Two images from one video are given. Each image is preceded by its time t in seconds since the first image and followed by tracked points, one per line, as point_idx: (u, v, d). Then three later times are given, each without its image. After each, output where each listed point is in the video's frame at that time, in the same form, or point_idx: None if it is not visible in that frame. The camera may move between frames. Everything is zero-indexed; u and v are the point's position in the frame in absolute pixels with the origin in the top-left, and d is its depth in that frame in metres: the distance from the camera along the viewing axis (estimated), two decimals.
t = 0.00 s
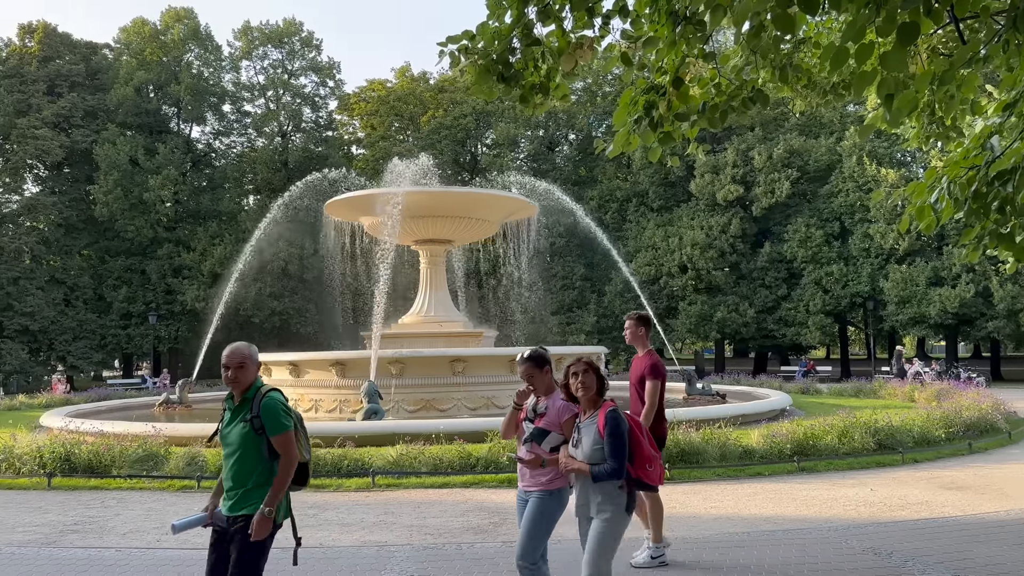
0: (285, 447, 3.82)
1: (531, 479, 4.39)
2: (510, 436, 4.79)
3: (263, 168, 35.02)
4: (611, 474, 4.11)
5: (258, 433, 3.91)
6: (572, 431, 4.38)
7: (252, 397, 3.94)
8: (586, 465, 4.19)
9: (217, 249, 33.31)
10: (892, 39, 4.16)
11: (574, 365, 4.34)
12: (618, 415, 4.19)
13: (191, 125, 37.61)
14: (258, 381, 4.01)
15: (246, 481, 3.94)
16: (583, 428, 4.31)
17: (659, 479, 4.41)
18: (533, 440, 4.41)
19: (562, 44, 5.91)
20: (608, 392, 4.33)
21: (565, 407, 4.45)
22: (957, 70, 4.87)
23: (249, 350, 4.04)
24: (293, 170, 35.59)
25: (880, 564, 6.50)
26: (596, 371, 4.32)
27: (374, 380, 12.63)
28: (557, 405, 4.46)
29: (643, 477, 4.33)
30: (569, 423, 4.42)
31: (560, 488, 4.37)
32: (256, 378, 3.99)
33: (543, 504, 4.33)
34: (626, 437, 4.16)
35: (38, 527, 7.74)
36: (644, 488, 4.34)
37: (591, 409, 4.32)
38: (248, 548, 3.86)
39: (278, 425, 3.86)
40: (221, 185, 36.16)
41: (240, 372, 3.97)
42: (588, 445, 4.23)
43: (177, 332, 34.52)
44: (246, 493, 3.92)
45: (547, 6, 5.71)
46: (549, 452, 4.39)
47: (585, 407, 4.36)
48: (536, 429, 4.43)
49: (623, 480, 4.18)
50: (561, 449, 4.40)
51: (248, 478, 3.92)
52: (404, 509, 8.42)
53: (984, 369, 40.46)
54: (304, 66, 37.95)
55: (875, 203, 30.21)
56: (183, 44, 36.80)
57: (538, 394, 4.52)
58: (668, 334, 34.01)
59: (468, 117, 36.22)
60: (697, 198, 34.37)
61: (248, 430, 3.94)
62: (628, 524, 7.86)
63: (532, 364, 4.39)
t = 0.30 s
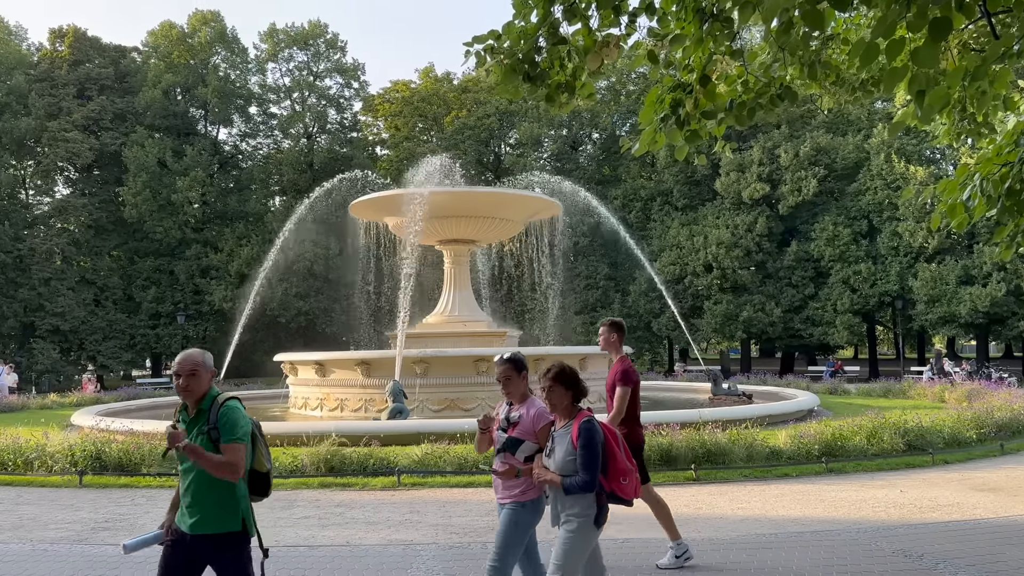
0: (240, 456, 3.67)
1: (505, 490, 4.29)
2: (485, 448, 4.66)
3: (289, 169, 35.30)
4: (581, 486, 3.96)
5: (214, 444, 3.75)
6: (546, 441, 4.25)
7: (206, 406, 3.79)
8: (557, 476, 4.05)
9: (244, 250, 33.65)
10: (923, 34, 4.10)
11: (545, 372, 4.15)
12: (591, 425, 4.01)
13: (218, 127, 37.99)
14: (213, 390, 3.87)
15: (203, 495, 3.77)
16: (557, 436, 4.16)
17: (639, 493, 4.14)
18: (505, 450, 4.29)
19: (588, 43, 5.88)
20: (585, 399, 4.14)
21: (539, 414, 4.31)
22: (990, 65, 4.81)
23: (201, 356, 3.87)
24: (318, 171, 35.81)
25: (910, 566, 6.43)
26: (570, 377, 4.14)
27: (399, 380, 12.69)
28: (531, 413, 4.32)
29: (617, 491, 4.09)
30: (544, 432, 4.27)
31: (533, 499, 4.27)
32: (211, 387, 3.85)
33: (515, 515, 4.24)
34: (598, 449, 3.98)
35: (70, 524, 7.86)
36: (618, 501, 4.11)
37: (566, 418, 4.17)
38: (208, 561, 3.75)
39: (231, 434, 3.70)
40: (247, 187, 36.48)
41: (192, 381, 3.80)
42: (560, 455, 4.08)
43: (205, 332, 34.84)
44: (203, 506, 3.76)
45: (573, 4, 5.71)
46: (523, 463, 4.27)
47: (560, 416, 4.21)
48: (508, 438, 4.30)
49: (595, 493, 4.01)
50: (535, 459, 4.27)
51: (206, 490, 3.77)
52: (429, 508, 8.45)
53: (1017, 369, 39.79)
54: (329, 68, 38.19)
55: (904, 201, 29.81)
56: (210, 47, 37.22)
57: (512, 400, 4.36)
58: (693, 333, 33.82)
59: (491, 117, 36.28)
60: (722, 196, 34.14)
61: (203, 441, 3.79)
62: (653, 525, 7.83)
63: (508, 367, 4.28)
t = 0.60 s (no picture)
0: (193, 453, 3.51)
1: (482, 489, 4.24)
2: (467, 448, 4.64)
3: (312, 170, 35.51)
4: (553, 484, 3.83)
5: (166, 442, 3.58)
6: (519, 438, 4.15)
7: (161, 400, 3.61)
8: (529, 474, 3.94)
9: (268, 250, 33.91)
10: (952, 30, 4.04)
11: (518, 368, 4.08)
12: (565, 421, 3.93)
13: (242, 129, 38.29)
14: (167, 385, 3.68)
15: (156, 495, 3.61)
16: (530, 433, 4.07)
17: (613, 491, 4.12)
18: (480, 448, 4.25)
19: (612, 42, 5.86)
20: (559, 397, 4.05)
21: (514, 411, 4.26)
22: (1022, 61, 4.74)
23: (157, 348, 3.69)
24: (341, 172, 36.00)
25: (939, 569, 6.35)
26: (545, 374, 4.06)
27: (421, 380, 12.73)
28: (505, 409, 4.28)
29: (593, 488, 4.07)
30: (517, 429, 4.23)
31: (511, 498, 4.25)
32: (165, 380, 3.67)
33: (492, 513, 4.21)
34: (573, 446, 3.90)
35: (99, 522, 7.95)
36: (594, 499, 4.09)
37: (539, 415, 4.07)
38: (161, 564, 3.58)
39: (188, 429, 3.55)
40: (271, 188, 36.71)
41: (146, 374, 3.63)
42: (534, 452, 3.98)
43: (230, 332, 35.13)
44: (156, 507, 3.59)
45: (597, 2, 5.69)
46: (498, 459, 4.23)
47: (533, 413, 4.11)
48: (483, 436, 4.27)
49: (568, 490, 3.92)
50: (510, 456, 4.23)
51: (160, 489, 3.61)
52: (452, 507, 8.47)
53: None
54: (351, 69, 38.38)
55: (930, 199, 29.44)
56: (234, 49, 37.55)
57: (487, 398, 4.34)
58: (716, 333, 33.67)
59: (513, 117, 36.30)
60: (745, 195, 33.93)
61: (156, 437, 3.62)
62: (677, 526, 7.80)
63: (485, 363, 4.29)
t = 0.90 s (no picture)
0: (135, 476, 3.21)
1: (453, 502, 4.11)
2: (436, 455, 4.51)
3: (338, 171, 35.75)
4: (524, 498, 3.62)
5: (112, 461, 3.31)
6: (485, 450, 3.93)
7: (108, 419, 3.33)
8: (499, 488, 3.72)
9: (294, 251, 34.18)
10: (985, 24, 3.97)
11: (482, 377, 3.86)
12: (532, 432, 3.67)
13: (269, 131, 38.62)
14: (115, 400, 3.40)
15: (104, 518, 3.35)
16: (498, 445, 3.83)
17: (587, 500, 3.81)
18: (448, 459, 4.09)
19: (640, 39, 5.83)
20: (527, 406, 3.80)
21: (479, 420, 4.13)
22: None
23: (103, 362, 3.40)
24: (366, 173, 36.21)
25: (972, 572, 6.26)
26: (510, 382, 3.80)
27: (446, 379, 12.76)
28: (472, 418, 4.15)
29: (565, 499, 3.76)
30: (485, 438, 4.09)
31: (484, 510, 4.12)
32: (112, 395, 3.39)
33: (467, 524, 4.10)
34: (540, 458, 3.63)
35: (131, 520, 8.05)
36: (566, 510, 3.78)
37: (506, 425, 3.83)
38: None
39: (136, 451, 3.26)
40: (297, 189, 36.97)
41: (92, 391, 3.34)
42: (502, 466, 3.76)
43: (258, 331, 35.48)
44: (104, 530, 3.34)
45: None
46: (467, 470, 4.08)
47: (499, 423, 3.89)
48: (450, 447, 4.12)
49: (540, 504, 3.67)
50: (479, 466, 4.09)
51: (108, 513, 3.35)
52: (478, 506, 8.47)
53: None
54: (376, 70, 38.58)
55: (960, 196, 28.98)
56: (260, 52, 37.88)
57: (453, 406, 4.19)
58: (742, 332, 33.49)
59: (536, 116, 36.30)
60: (772, 193, 33.67)
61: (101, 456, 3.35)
62: (704, 527, 7.75)
63: (448, 372, 4.15)
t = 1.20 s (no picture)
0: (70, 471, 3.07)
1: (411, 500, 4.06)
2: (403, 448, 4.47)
3: (363, 172, 35.96)
4: (480, 501, 3.59)
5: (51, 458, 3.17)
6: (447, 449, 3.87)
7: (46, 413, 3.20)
8: (457, 489, 3.68)
9: (320, 251, 34.41)
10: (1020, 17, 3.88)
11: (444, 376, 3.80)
12: (492, 433, 3.62)
13: (295, 132, 38.88)
14: (58, 394, 3.27)
15: (48, 521, 3.21)
16: (458, 446, 3.78)
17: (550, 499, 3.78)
18: (411, 456, 4.06)
19: (667, 37, 5.78)
20: (490, 406, 3.72)
21: (441, 418, 4.08)
22: None
23: (43, 354, 3.29)
24: (391, 173, 36.37)
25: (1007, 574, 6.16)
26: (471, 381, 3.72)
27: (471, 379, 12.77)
28: (435, 414, 4.10)
29: (526, 499, 3.71)
30: (448, 435, 4.05)
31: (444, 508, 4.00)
32: (53, 388, 3.26)
33: (424, 523, 3.98)
34: (502, 459, 3.58)
35: (161, 517, 8.14)
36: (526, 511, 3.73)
37: (468, 425, 3.76)
38: None
39: (71, 447, 3.11)
40: (322, 190, 37.20)
41: (30, 385, 3.24)
42: (462, 466, 3.71)
43: (284, 331, 35.79)
44: (48, 532, 3.20)
45: None
46: (429, 467, 4.05)
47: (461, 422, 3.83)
48: (413, 443, 4.08)
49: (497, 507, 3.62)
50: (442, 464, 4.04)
51: (52, 514, 3.21)
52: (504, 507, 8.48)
53: None
54: (400, 71, 38.74)
55: (991, 193, 28.50)
56: (286, 54, 38.18)
57: (419, 402, 4.16)
58: (769, 331, 33.27)
59: (560, 115, 36.27)
60: (799, 191, 33.36)
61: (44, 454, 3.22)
62: (733, 528, 7.69)
63: (412, 367, 4.12)
